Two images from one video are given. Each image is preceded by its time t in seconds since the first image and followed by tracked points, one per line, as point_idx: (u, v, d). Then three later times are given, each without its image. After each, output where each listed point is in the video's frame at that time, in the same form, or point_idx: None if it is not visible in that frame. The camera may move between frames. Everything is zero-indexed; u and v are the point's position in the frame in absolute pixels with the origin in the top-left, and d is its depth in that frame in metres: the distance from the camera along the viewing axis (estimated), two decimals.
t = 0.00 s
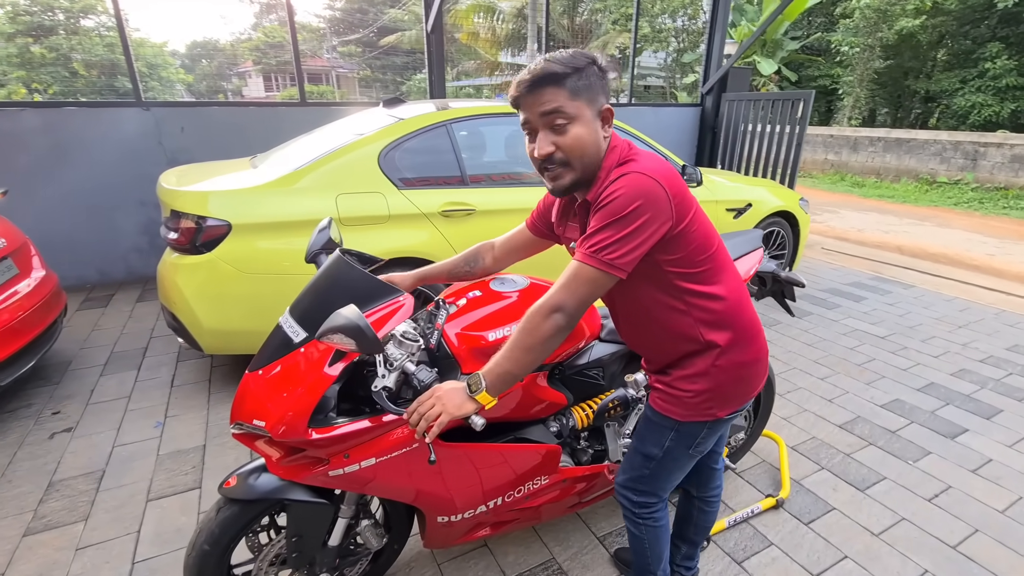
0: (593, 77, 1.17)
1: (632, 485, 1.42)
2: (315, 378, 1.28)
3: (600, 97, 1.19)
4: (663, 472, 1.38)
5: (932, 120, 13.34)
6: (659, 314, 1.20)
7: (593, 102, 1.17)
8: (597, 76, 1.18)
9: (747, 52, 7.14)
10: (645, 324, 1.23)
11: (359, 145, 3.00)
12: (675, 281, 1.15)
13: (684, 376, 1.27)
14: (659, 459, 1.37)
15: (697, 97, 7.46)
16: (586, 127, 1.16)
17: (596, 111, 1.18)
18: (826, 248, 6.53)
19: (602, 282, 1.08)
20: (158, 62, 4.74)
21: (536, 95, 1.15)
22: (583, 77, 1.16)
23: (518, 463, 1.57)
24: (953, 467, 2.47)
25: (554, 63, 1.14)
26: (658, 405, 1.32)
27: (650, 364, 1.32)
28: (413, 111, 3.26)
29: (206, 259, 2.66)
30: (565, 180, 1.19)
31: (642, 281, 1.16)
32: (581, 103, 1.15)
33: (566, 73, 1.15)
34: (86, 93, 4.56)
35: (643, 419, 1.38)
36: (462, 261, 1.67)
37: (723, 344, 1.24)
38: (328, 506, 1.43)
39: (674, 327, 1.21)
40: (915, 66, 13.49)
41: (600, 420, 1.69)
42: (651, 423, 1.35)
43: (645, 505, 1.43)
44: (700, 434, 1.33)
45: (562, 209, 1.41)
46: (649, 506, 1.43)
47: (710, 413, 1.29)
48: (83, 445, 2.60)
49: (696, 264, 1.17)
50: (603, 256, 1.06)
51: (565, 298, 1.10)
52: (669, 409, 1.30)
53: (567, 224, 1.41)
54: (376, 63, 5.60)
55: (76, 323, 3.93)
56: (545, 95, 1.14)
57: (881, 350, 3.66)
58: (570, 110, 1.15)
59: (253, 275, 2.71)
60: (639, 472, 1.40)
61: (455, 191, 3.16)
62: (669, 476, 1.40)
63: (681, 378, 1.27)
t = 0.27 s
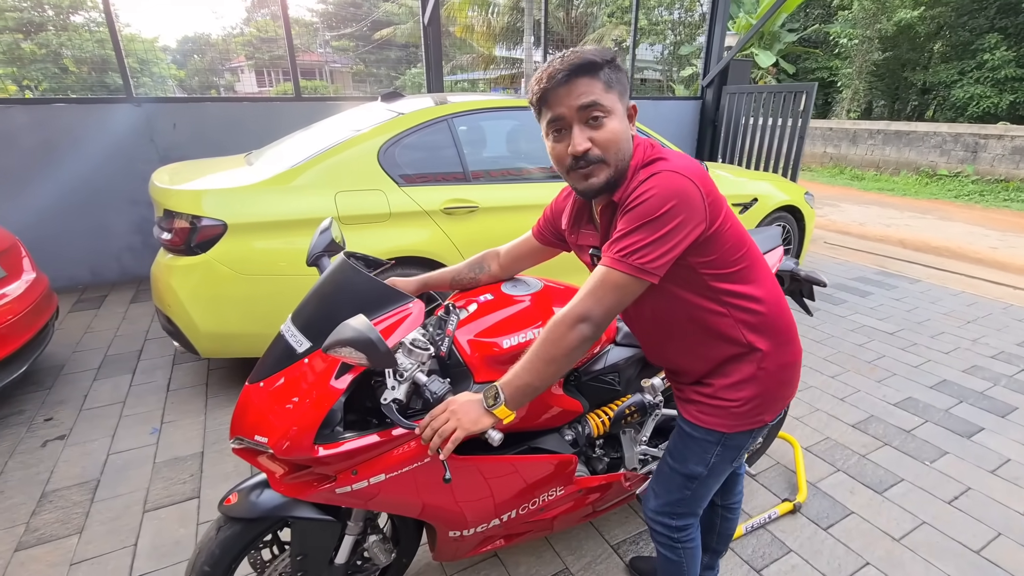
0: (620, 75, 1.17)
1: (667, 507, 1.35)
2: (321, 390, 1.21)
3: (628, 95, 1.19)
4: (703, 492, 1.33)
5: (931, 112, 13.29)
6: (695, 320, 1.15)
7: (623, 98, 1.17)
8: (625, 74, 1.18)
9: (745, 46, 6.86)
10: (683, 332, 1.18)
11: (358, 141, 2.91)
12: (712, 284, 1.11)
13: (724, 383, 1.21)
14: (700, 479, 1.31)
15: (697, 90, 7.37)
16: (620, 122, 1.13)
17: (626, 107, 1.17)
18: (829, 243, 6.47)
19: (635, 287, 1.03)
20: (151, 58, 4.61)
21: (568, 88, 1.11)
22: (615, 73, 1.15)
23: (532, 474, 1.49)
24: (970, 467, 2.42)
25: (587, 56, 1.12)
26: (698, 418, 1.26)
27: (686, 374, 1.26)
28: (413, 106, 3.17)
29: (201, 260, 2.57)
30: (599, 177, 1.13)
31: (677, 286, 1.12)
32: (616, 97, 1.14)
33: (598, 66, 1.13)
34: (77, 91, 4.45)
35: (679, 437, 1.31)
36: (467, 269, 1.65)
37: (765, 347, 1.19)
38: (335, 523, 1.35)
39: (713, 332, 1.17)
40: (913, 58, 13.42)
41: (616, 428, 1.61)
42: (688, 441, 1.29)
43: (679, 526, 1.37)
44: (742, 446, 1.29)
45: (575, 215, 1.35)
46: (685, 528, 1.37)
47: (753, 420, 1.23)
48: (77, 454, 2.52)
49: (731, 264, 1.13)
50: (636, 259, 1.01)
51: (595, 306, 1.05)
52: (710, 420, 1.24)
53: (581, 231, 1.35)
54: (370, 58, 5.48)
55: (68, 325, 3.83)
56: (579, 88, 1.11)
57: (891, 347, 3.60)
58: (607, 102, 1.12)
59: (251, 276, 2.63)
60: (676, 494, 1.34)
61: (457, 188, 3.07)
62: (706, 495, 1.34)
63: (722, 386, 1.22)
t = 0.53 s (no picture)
0: (607, 60, 1.04)
1: (686, 528, 1.25)
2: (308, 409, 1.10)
3: (617, 81, 1.04)
4: (724, 511, 1.22)
5: (933, 104, 13.16)
6: (725, 326, 1.04)
7: (604, 88, 1.03)
8: (612, 59, 1.04)
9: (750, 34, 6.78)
10: (710, 339, 1.07)
11: (352, 130, 2.78)
12: (742, 286, 1.01)
13: (753, 395, 1.11)
14: (722, 498, 1.20)
15: (701, 81, 7.23)
16: (591, 119, 1.03)
17: (609, 98, 1.04)
18: (834, 236, 6.37)
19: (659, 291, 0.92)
20: (143, 48, 4.47)
21: (553, 73, 1.03)
22: (591, 62, 1.03)
23: (538, 488, 1.38)
24: (990, 472, 2.33)
25: (558, 48, 1.03)
26: (722, 432, 1.15)
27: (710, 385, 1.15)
28: (410, 93, 3.04)
29: (187, 255, 2.45)
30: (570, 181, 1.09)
31: (706, 289, 1.01)
32: (587, 91, 1.03)
33: (592, 50, 1.03)
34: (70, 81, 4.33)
35: (700, 452, 1.20)
36: (468, 266, 1.54)
37: (798, 356, 1.08)
38: (325, 546, 1.24)
39: (743, 340, 1.06)
40: (916, 49, 13.26)
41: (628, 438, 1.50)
42: (710, 457, 1.18)
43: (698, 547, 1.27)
44: (770, 461, 1.18)
45: (588, 208, 1.24)
46: (704, 549, 1.27)
47: (785, 435, 1.13)
48: (57, 459, 2.40)
49: (763, 264, 1.02)
50: (659, 260, 0.90)
51: (614, 313, 0.94)
52: (739, 436, 1.13)
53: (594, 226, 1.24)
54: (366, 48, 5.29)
55: (54, 322, 3.71)
56: (548, 86, 1.04)
57: (902, 344, 3.50)
58: (574, 99, 1.03)
59: (240, 272, 2.50)
60: (695, 513, 1.23)
61: (456, 179, 2.94)
62: (728, 514, 1.24)
63: (751, 399, 1.11)
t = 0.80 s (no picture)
0: (619, 36, 0.86)
1: None
2: (252, 452, 0.97)
3: (627, 62, 0.86)
4: (769, 564, 1.05)
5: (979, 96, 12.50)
6: (786, 352, 0.86)
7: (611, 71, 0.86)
8: (622, 36, 0.86)
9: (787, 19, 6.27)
10: (766, 366, 0.89)
11: (364, 113, 2.62)
12: (811, 304, 0.82)
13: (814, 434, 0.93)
14: (768, 550, 1.02)
15: (735, 67, 6.89)
16: (597, 111, 0.88)
17: (618, 83, 0.87)
18: (872, 234, 6.04)
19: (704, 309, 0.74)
20: (170, 31, 4.39)
21: (554, 55, 0.88)
22: (594, 42, 0.86)
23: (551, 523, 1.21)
24: None
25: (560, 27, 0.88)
26: (771, 473, 0.97)
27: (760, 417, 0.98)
28: (426, 74, 2.86)
29: (187, 244, 2.33)
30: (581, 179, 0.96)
31: (765, 307, 0.83)
32: (591, 77, 0.86)
33: (596, 27, 0.86)
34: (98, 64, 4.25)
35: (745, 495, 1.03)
36: (480, 265, 1.38)
37: (873, 390, 0.90)
38: None
39: (808, 369, 0.88)
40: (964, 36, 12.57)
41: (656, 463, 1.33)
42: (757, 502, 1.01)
43: None
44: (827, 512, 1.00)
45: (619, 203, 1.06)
46: None
47: (852, 482, 0.94)
48: (53, 452, 2.32)
49: (839, 277, 0.83)
50: (707, 270, 0.72)
51: (647, 336, 0.76)
52: (793, 481, 0.95)
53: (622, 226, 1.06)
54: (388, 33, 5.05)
55: (63, 307, 3.65)
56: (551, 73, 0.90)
57: (949, 353, 3.25)
58: (575, 90, 0.87)
59: (242, 262, 2.37)
60: (733, 564, 1.06)
61: (472, 167, 2.76)
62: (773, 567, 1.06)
63: (811, 439, 0.93)
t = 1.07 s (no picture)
0: None
1: None
2: (264, 472, 0.87)
3: (733, 15, 0.66)
4: None
5: None
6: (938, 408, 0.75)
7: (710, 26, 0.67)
8: None
9: None
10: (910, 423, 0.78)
11: (412, 90, 2.47)
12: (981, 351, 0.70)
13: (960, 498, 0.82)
14: None
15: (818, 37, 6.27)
16: (688, 79, 0.69)
17: (722, 42, 0.67)
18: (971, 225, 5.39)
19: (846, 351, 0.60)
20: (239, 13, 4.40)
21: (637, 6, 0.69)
22: None
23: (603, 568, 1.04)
24: None
25: None
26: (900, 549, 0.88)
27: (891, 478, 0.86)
28: (479, 48, 2.67)
29: (233, 227, 2.28)
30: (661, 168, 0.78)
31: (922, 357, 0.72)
32: (685, 35, 0.67)
33: None
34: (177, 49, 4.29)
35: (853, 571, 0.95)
36: (529, 266, 1.24)
37: None
38: None
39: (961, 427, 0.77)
40: None
41: (729, 504, 1.12)
42: None
43: None
44: None
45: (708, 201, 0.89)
46: None
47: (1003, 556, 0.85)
48: (106, 430, 2.36)
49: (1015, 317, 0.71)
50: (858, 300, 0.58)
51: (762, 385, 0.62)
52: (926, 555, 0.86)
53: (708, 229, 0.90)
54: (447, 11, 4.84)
55: (127, 284, 3.77)
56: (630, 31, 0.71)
57: None
58: (662, 51, 0.68)
59: (286, 247, 2.30)
60: None
61: (526, 148, 2.55)
62: None
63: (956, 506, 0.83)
